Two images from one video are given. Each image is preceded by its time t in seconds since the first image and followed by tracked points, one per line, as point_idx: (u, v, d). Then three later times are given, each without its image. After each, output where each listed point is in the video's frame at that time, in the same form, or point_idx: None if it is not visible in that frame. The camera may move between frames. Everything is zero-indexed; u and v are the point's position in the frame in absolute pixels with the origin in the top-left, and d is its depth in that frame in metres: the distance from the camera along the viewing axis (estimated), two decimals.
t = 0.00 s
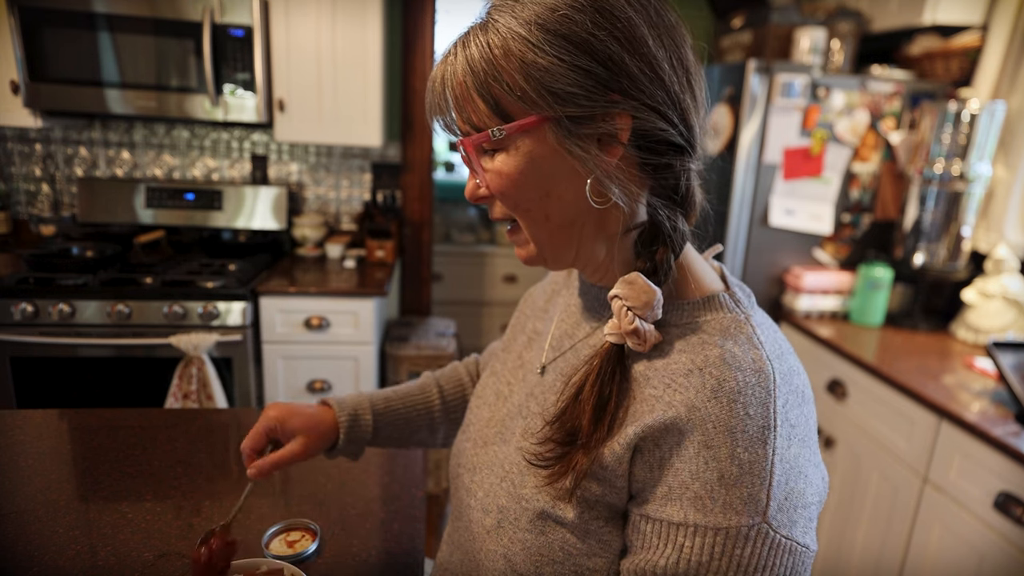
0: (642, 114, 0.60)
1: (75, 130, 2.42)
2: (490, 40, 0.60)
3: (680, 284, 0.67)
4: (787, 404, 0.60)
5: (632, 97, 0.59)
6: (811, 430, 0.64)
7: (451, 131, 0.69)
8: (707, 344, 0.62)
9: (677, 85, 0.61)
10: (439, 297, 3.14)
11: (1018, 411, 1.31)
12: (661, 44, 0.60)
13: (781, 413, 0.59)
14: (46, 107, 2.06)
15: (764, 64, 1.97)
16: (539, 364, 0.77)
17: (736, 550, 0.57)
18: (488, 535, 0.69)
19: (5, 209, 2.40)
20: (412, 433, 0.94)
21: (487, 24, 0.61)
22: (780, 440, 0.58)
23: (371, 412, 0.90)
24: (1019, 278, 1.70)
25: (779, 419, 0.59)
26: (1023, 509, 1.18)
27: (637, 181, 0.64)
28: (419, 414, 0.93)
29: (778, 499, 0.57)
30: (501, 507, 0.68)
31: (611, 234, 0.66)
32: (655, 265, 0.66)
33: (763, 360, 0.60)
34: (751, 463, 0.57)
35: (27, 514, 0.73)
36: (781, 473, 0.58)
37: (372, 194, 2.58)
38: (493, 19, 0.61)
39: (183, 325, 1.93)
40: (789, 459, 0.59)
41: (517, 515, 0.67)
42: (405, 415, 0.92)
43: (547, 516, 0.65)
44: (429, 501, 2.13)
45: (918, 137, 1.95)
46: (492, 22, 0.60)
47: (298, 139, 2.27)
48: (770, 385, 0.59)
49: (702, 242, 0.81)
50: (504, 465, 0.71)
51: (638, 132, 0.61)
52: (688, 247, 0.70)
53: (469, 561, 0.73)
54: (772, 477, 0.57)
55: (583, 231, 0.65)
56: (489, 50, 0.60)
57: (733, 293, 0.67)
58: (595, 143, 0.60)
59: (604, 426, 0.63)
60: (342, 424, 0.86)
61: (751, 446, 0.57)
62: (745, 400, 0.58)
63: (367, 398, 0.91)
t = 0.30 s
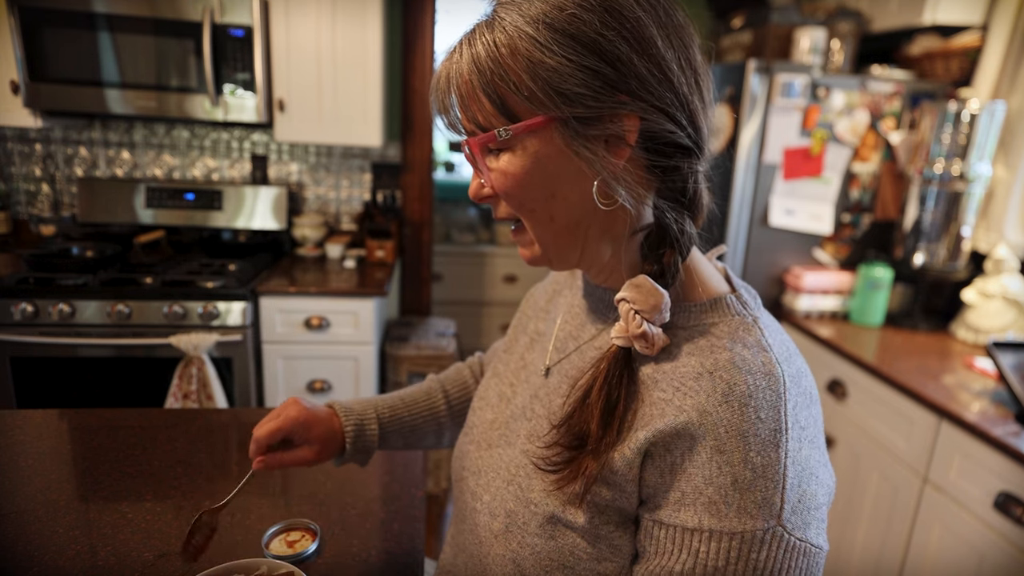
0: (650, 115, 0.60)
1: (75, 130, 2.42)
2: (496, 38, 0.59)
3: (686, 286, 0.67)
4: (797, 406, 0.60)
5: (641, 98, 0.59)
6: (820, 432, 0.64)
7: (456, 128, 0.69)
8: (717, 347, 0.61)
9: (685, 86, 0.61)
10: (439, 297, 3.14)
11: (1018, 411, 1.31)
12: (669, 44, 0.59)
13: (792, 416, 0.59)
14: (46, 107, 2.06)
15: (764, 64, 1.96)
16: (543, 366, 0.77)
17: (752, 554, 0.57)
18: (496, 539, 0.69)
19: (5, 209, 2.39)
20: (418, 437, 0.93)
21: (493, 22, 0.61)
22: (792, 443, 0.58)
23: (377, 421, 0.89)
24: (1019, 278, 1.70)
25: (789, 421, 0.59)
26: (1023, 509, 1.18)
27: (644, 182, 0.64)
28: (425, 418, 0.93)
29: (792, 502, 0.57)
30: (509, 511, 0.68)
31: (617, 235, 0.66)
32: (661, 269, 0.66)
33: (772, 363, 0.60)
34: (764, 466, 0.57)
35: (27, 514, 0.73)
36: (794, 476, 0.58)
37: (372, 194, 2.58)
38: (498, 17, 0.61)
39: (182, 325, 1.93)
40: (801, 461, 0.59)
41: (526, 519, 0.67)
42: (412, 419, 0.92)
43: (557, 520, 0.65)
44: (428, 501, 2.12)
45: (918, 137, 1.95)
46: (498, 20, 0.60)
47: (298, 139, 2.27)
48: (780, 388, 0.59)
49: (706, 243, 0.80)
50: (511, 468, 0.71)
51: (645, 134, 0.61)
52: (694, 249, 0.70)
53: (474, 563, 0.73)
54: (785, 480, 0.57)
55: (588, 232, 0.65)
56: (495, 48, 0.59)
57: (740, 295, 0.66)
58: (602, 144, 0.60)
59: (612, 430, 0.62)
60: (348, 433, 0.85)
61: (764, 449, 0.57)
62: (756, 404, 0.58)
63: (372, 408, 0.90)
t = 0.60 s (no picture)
0: (659, 117, 0.60)
1: (75, 130, 2.42)
2: (504, 37, 0.59)
3: (691, 287, 0.67)
4: (802, 408, 0.60)
5: (649, 99, 0.59)
6: (824, 434, 0.64)
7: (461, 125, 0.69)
8: (721, 349, 0.61)
9: (694, 88, 0.61)
10: (439, 297, 3.14)
11: (1018, 411, 1.31)
12: (678, 45, 0.59)
13: (797, 418, 0.59)
14: (46, 107, 2.06)
15: (764, 64, 1.96)
16: (543, 364, 0.77)
17: (757, 557, 0.57)
18: (497, 540, 0.69)
19: (5, 209, 2.40)
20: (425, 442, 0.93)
21: (502, 20, 0.60)
22: (796, 445, 0.58)
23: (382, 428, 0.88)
24: (1019, 278, 1.70)
25: (795, 424, 0.59)
26: (1023, 509, 1.18)
27: (652, 184, 0.64)
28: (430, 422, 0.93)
29: (798, 504, 0.58)
30: (511, 511, 0.69)
31: (623, 236, 0.66)
32: (667, 270, 0.65)
33: (777, 365, 0.60)
34: (769, 469, 0.57)
35: (27, 514, 0.73)
36: (799, 478, 0.58)
37: (372, 194, 2.59)
38: (507, 15, 0.60)
39: (183, 325, 1.93)
40: (806, 463, 0.59)
41: (528, 520, 0.67)
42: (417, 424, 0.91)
43: (559, 521, 0.65)
44: (429, 501, 2.12)
45: (918, 137, 1.95)
46: (507, 18, 0.60)
47: (298, 139, 2.27)
48: (785, 391, 0.59)
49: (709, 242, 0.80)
50: (512, 468, 0.71)
51: (654, 136, 0.61)
52: (700, 251, 0.70)
53: (475, 563, 0.73)
54: (791, 482, 0.57)
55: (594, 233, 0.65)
56: (503, 46, 0.59)
57: (743, 296, 0.66)
58: (610, 145, 0.60)
59: (615, 430, 0.62)
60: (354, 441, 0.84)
61: (769, 452, 0.57)
62: (761, 406, 0.58)
63: (377, 414, 0.89)
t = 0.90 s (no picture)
0: (671, 122, 0.59)
1: (75, 130, 2.42)
2: (519, 31, 0.59)
3: (693, 287, 0.67)
4: (805, 403, 0.60)
5: (663, 104, 0.58)
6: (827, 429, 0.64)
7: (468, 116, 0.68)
8: (724, 346, 0.61)
9: (707, 95, 0.61)
10: (439, 297, 3.14)
11: (1018, 411, 1.31)
12: (694, 50, 0.60)
13: (801, 414, 0.59)
14: (46, 107, 2.06)
15: (764, 64, 1.96)
16: (542, 362, 0.77)
17: (765, 553, 0.57)
18: (500, 539, 0.69)
19: (5, 209, 2.39)
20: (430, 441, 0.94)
21: (517, 14, 0.60)
22: (801, 441, 0.58)
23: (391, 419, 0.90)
24: (1019, 278, 1.70)
25: (799, 419, 0.59)
26: (1023, 509, 1.18)
27: (660, 187, 0.62)
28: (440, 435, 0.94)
29: (803, 499, 0.57)
30: (513, 510, 0.68)
31: (623, 238, 0.66)
32: (671, 274, 0.65)
33: (780, 360, 0.60)
34: (775, 464, 0.57)
35: (27, 514, 0.73)
36: (805, 473, 0.58)
37: (372, 194, 2.59)
38: (522, 9, 0.60)
39: (182, 325, 1.93)
40: (811, 458, 0.59)
41: (531, 519, 0.67)
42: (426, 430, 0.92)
43: (563, 519, 0.65)
44: (429, 501, 2.12)
45: (918, 137, 1.95)
46: (522, 12, 0.59)
47: (298, 139, 2.27)
48: (788, 385, 0.59)
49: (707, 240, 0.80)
50: (512, 466, 0.71)
51: (665, 141, 0.60)
52: (702, 253, 0.69)
53: (477, 563, 0.73)
54: (797, 478, 0.57)
55: (596, 231, 0.65)
56: (518, 41, 0.59)
57: (744, 294, 0.66)
58: (621, 147, 0.60)
59: (618, 428, 0.62)
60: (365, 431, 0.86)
61: (774, 447, 0.57)
62: (765, 401, 0.58)
63: (389, 410, 0.91)
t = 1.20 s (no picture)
0: (699, 132, 0.60)
1: (75, 130, 2.42)
2: (552, 32, 0.56)
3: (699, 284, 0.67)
4: (806, 400, 0.60)
5: (693, 113, 0.59)
6: (827, 426, 0.64)
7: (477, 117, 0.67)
8: (726, 343, 0.61)
9: (727, 105, 0.63)
10: (439, 297, 3.14)
11: (1018, 411, 1.31)
12: (717, 62, 0.61)
13: (801, 409, 0.59)
14: (46, 107, 2.06)
15: (764, 64, 1.97)
16: (547, 359, 0.77)
17: (763, 546, 0.57)
18: (501, 533, 0.69)
19: (5, 209, 2.40)
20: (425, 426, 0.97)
21: (546, 14, 0.57)
22: (802, 436, 0.58)
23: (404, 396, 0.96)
24: (1019, 278, 1.71)
25: (800, 414, 0.58)
26: (1023, 509, 1.18)
27: (685, 194, 0.63)
28: (443, 410, 0.99)
29: (802, 493, 0.57)
30: (515, 504, 0.68)
31: (640, 244, 0.66)
32: (683, 275, 0.66)
33: (781, 357, 0.60)
34: (775, 459, 0.57)
35: (27, 514, 0.73)
36: (804, 468, 0.58)
37: (372, 194, 2.59)
38: (550, 9, 0.57)
39: (183, 324, 1.94)
40: (810, 454, 0.59)
41: (532, 512, 0.67)
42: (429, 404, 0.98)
43: (564, 513, 0.65)
44: (429, 501, 2.12)
45: (918, 137, 1.95)
46: (551, 13, 0.57)
47: (298, 139, 2.27)
48: (789, 381, 0.59)
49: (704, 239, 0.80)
50: (515, 462, 0.71)
51: (692, 150, 0.61)
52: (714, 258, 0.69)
53: (478, 559, 0.73)
54: (796, 473, 0.57)
55: (617, 237, 0.64)
56: (551, 43, 0.56)
57: (746, 293, 0.67)
58: (651, 155, 0.60)
59: (621, 423, 0.62)
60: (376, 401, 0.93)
61: (774, 442, 0.57)
62: (766, 397, 0.58)
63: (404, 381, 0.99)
